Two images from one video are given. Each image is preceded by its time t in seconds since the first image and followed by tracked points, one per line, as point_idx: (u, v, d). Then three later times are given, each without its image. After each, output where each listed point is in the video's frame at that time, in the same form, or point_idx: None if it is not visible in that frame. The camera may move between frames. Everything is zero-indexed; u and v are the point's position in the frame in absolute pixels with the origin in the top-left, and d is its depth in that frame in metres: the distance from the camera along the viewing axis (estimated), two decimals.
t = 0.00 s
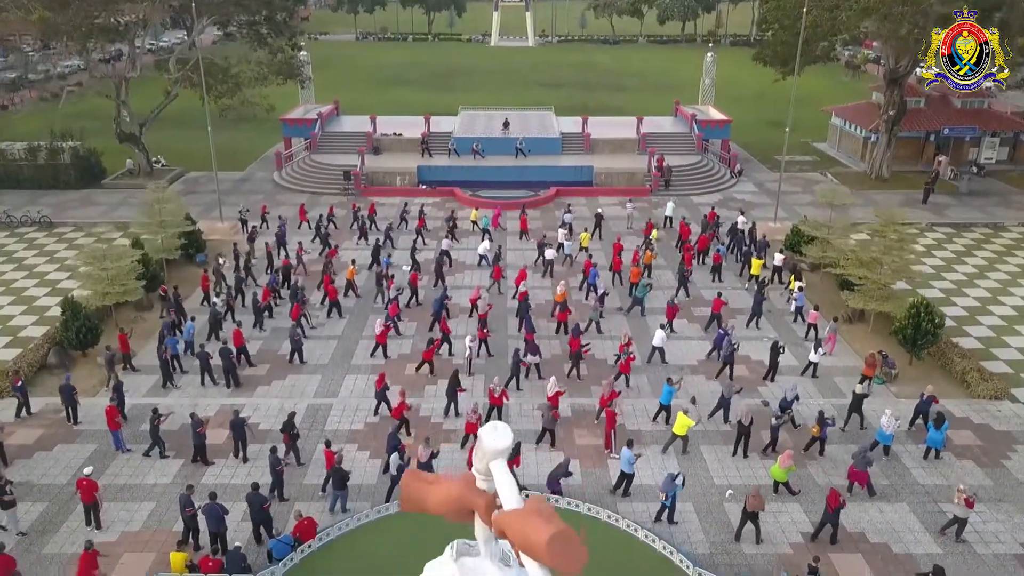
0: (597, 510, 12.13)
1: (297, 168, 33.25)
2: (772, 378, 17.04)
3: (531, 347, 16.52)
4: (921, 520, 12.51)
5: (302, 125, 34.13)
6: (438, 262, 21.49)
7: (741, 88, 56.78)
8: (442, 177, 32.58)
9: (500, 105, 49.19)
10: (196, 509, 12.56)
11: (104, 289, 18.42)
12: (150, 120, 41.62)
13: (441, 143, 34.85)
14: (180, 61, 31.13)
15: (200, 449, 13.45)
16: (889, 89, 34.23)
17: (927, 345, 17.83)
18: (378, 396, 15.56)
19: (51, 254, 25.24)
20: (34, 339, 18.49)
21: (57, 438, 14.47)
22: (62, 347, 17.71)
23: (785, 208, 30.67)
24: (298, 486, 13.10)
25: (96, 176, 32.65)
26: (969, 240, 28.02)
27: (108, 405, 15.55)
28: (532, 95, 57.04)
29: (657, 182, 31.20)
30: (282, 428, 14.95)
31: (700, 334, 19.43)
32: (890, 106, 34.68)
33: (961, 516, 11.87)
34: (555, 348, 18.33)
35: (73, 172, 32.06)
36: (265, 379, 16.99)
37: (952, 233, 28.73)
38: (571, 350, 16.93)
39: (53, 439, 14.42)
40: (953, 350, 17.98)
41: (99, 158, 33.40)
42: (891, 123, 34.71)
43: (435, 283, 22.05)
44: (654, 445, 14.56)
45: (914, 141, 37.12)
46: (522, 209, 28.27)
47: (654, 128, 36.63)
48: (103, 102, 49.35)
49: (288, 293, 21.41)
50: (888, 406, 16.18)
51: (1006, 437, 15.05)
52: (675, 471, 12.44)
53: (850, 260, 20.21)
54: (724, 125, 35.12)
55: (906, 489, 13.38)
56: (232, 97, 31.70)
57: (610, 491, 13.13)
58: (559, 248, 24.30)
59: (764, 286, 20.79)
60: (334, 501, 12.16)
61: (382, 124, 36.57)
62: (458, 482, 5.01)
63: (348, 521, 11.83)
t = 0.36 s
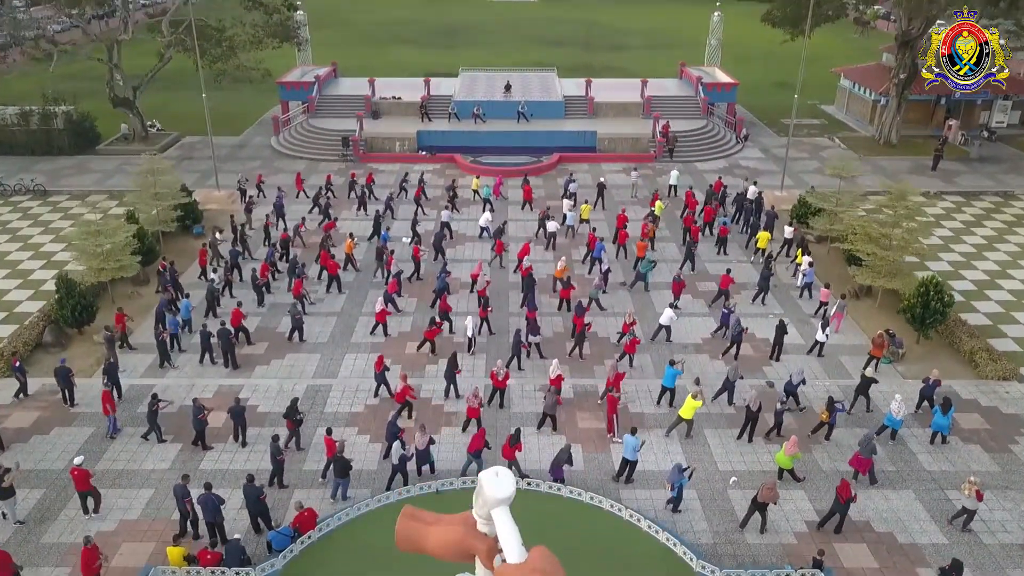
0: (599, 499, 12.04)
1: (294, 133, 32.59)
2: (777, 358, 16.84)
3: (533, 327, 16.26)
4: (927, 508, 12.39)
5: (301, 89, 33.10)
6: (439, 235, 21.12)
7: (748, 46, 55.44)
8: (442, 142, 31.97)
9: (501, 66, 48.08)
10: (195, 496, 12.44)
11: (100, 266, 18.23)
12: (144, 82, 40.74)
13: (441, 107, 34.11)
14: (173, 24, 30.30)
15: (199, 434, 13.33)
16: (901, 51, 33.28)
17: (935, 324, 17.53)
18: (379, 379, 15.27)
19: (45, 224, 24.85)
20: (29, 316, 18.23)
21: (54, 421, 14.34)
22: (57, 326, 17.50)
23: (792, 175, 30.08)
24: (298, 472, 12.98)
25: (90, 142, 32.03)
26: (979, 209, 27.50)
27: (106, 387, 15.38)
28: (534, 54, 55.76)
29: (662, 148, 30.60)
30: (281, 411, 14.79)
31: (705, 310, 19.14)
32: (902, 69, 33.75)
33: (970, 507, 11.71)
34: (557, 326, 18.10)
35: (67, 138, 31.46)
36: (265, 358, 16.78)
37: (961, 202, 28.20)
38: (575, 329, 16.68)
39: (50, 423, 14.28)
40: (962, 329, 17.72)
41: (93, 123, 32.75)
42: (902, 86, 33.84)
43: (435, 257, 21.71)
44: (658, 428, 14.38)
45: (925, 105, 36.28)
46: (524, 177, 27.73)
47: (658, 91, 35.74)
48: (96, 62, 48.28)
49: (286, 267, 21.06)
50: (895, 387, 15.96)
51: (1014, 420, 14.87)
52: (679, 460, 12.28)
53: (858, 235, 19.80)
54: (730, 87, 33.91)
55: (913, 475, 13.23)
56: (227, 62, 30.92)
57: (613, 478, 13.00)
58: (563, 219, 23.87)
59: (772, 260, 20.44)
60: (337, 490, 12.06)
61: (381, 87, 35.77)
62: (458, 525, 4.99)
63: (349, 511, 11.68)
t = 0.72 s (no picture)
0: (601, 490, 11.95)
1: (290, 99, 31.87)
2: (782, 338, 16.61)
3: (533, 309, 15.96)
4: (932, 497, 12.27)
5: (296, 54, 32.30)
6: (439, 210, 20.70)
7: (755, 5, 53.95)
8: (442, 108, 31.27)
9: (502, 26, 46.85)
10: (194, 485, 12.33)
11: (94, 245, 17.88)
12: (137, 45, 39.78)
13: (440, 72, 33.30)
14: None
15: (196, 422, 13.18)
16: (913, 14, 32.29)
17: (944, 304, 17.24)
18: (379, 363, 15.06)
19: (38, 196, 24.40)
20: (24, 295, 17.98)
21: (50, 406, 14.17)
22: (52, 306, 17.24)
23: (799, 144, 29.44)
24: (297, 460, 12.84)
25: (84, 108, 31.38)
26: (990, 179, 26.95)
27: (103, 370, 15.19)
28: (535, 14, 54.31)
29: (666, 116, 29.90)
30: (280, 395, 14.62)
31: (709, 288, 18.84)
32: (914, 32, 32.78)
33: (974, 497, 11.57)
34: (559, 305, 17.82)
35: (59, 104, 30.77)
36: (263, 338, 16.56)
37: (971, 172, 27.60)
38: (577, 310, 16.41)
39: (46, 407, 14.11)
40: (970, 309, 17.44)
41: (85, 88, 32.00)
42: (912, 51, 32.92)
43: (435, 231, 21.33)
44: (660, 413, 14.20)
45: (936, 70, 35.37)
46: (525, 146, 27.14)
47: (663, 55, 34.81)
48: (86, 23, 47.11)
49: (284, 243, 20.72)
50: (901, 370, 15.73)
51: (1021, 405, 14.67)
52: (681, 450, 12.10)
53: (866, 211, 19.39)
54: (737, 51, 32.95)
55: (918, 463, 13.08)
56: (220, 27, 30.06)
57: (614, 466, 12.86)
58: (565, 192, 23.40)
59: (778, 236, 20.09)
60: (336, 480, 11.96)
61: (379, 51, 34.89)
62: (457, 570, 4.94)
63: (349, 503, 11.59)
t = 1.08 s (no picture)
0: (604, 482, 11.82)
1: (287, 64, 31.07)
2: (787, 320, 16.34)
3: (534, 291, 15.65)
4: (938, 489, 12.13)
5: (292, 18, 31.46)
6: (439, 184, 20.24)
7: None
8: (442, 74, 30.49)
9: None
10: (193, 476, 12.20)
11: (87, 224, 17.54)
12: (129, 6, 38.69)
13: (440, 36, 32.40)
14: None
15: (193, 411, 13.00)
16: None
17: (953, 286, 16.90)
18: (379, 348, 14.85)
19: (31, 167, 23.92)
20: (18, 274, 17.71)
21: (46, 392, 13.99)
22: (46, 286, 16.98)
23: (807, 111, 28.72)
24: (296, 450, 12.70)
25: (76, 74, 30.62)
26: (1002, 149, 26.31)
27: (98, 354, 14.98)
28: None
29: (672, 82, 29.11)
30: (278, 380, 14.42)
31: (714, 266, 18.49)
32: None
33: (976, 489, 11.43)
34: (561, 285, 17.51)
35: (50, 70, 30.03)
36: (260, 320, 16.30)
37: (983, 142, 26.95)
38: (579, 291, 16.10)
39: (43, 394, 13.94)
40: (980, 290, 17.11)
41: (76, 53, 31.18)
42: (925, 14, 31.88)
43: (435, 206, 20.91)
44: (663, 400, 14.01)
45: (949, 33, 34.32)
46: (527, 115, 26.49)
47: (669, 18, 33.80)
48: None
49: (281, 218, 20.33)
50: (908, 354, 15.49)
51: None
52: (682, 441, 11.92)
53: (876, 188, 18.92)
54: (745, 14, 31.96)
55: (924, 453, 12.91)
56: None
57: (616, 456, 12.71)
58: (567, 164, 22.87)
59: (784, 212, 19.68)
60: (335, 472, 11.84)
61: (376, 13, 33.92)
62: None
63: (348, 496, 11.46)
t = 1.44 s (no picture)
0: (606, 475, 11.70)
1: (282, 29, 30.24)
2: (793, 303, 16.07)
3: (536, 275, 15.36)
4: (943, 482, 12.02)
5: None
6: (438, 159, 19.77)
7: None
8: (443, 38, 29.74)
9: None
10: (191, 467, 12.09)
11: (80, 203, 17.16)
12: None
13: None
14: None
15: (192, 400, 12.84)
16: None
17: (962, 268, 16.56)
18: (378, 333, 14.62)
19: (23, 139, 23.43)
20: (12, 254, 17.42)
21: (42, 379, 13.84)
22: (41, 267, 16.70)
23: (816, 79, 27.97)
24: (295, 440, 12.57)
25: (66, 39, 29.84)
26: (1015, 120, 25.66)
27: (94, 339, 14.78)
28: None
29: (678, 48, 28.32)
30: (277, 366, 14.24)
31: (719, 245, 18.16)
32: None
33: (981, 483, 11.30)
34: (563, 265, 17.20)
35: (40, 35, 29.25)
36: (258, 302, 16.06)
37: (996, 112, 26.27)
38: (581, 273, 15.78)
39: (39, 380, 13.79)
40: (990, 272, 16.77)
41: (67, 17, 30.33)
42: None
43: (435, 181, 20.48)
44: (666, 387, 13.84)
45: None
46: (529, 83, 25.83)
47: None
48: None
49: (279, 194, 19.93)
50: (915, 339, 15.26)
51: None
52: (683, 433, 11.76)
53: (886, 165, 18.42)
54: None
55: (929, 443, 12.78)
56: None
57: (618, 447, 12.59)
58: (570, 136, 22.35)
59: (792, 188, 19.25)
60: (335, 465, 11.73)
61: None
62: None
63: (349, 490, 11.36)
